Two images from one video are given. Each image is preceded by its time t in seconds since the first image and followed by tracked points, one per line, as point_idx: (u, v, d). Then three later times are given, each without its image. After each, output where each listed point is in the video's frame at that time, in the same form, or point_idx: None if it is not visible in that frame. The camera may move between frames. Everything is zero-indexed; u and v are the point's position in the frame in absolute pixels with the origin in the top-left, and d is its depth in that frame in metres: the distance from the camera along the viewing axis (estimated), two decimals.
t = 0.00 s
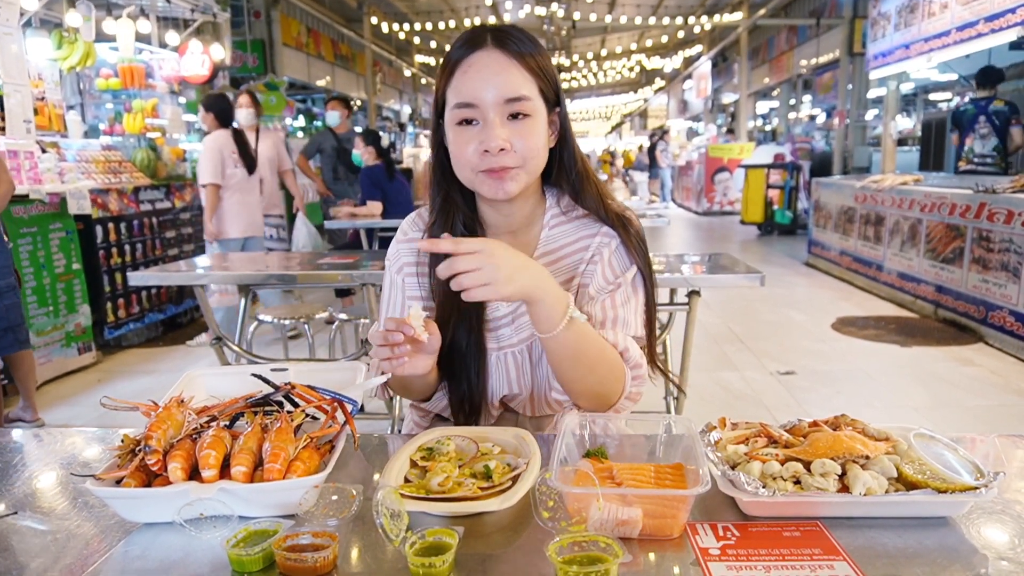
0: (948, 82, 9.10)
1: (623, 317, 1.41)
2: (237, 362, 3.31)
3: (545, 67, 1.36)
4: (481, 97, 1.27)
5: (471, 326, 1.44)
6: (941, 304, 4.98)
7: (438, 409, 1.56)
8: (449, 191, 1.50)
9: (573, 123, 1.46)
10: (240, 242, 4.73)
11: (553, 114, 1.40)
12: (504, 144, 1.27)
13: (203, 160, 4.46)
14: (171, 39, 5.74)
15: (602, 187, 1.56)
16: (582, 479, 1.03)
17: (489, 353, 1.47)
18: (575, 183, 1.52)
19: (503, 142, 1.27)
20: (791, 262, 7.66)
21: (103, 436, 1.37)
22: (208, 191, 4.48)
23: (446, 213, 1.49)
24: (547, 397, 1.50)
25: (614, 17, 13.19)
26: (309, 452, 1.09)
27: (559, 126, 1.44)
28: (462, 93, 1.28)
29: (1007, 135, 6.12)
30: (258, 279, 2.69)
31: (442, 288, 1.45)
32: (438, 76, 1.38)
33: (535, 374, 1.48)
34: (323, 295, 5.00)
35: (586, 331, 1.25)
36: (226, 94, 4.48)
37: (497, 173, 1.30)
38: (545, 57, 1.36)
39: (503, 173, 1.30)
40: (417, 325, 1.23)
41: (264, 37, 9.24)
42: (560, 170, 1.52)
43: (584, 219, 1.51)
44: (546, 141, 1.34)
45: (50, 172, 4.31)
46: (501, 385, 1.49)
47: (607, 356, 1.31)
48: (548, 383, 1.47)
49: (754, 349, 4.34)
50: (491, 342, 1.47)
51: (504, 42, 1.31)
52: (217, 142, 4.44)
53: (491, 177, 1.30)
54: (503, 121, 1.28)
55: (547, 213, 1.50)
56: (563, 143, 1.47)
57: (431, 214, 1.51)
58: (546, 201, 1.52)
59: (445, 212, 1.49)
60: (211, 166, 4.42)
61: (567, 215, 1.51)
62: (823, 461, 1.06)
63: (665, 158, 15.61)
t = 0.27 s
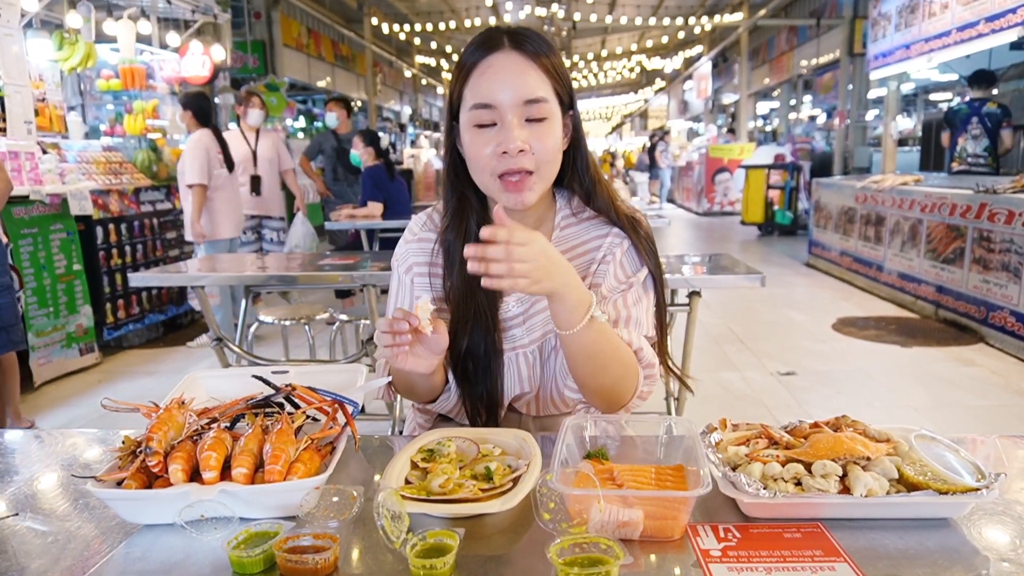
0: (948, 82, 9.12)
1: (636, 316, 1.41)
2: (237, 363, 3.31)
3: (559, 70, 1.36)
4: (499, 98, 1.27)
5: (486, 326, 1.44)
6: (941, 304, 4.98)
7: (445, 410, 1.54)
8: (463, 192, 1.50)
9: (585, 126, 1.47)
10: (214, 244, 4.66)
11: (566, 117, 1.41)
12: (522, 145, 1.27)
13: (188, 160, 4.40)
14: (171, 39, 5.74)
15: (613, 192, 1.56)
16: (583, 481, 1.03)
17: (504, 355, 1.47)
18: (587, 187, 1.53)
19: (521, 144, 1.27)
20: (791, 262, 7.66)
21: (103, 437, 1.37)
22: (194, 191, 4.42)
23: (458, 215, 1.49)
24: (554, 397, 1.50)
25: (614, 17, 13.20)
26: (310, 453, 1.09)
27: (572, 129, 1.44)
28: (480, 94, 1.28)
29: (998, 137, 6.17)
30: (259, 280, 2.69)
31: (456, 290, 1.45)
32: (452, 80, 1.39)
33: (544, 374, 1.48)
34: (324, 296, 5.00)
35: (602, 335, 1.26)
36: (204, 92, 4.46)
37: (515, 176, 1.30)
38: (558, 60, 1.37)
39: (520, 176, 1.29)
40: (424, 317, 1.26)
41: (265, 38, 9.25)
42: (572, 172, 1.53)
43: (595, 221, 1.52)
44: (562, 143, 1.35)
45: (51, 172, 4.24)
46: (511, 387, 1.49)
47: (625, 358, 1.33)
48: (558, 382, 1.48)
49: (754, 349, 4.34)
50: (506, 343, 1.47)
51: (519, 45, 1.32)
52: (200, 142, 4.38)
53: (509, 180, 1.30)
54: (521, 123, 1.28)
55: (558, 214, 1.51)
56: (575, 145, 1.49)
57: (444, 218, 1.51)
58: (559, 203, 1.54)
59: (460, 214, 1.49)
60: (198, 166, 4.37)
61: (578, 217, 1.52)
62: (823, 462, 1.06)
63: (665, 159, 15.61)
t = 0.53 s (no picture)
0: (948, 83, 9.14)
1: (634, 326, 1.41)
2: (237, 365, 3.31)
3: (568, 73, 1.37)
4: (509, 102, 1.28)
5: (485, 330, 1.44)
6: (941, 305, 4.98)
7: (441, 409, 1.55)
8: (465, 192, 1.50)
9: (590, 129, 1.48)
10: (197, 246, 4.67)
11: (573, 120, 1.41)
12: (533, 151, 1.28)
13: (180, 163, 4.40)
14: (171, 41, 5.74)
15: (616, 197, 1.57)
16: (583, 482, 1.02)
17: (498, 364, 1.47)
18: (590, 191, 1.54)
19: (532, 150, 1.28)
20: (791, 263, 7.66)
21: (103, 438, 1.37)
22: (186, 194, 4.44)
23: (462, 215, 1.49)
24: (551, 403, 1.50)
25: (614, 19, 13.22)
26: (310, 455, 1.09)
27: (577, 132, 1.45)
28: (491, 98, 1.28)
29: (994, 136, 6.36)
30: (258, 281, 2.69)
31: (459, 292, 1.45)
32: (460, 78, 1.38)
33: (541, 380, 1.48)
34: (324, 297, 5.00)
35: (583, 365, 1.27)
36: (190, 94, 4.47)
37: (523, 180, 1.31)
38: (567, 62, 1.37)
39: (530, 181, 1.31)
40: (426, 313, 1.26)
41: (265, 40, 9.25)
42: (576, 175, 1.54)
43: (597, 226, 1.52)
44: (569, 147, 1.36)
45: (50, 173, 4.20)
46: (509, 390, 1.49)
47: (618, 379, 1.34)
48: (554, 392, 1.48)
49: (754, 350, 4.34)
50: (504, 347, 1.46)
51: (530, 47, 1.32)
52: (192, 146, 4.39)
53: (518, 185, 1.31)
54: (532, 128, 1.29)
55: (562, 219, 1.51)
56: (580, 148, 1.49)
57: (447, 218, 1.51)
58: (562, 206, 1.54)
59: (462, 215, 1.48)
60: (192, 169, 4.39)
61: (581, 222, 1.51)
62: (824, 464, 1.06)
63: (665, 160, 15.61)
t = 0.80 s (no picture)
0: (948, 84, 9.15)
1: (635, 325, 1.41)
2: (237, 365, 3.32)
3: (569, 72, 1.37)
4: (510, 101, 1.28)
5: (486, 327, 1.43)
6: (942, 306, 4.97)
7: (442, 410, 1.55)
8: (467, 190, 1.50)
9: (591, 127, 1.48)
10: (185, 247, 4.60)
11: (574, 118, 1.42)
12: (534, 150, 1.28)
13: (174, 161, 4.39)
14: (172, 42, 5.73)
15: (616, 194, 1.57)
16: (583, 483, 1.02)
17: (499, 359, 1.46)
18: (590, 188, 1.54)
19: (533, 149, 1.28)
20: (791, 264, 7.66)
21: (104, 439, 1.37)
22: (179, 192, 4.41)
23: (463, 214, 1.49)
24: (553, 402, 1.50)
25: (615, 20, 13.22)
26: (310, 456, 1.09)
27: (577, 130, 1.45)
28: (491, 97, 1.28)
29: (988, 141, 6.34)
30: (259, 281, 2.69)
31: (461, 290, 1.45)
32: (460, 78, 1.38)
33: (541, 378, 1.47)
34: (323, 298, 5.00)
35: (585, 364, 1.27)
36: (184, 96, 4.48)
37: (524, 179, 1.31)
38: (568, 60, 1.37)
39: (531, 180, 1.31)
40: (421, 312, 1.25)
41: (265, 40, 9.26)
42: (576, 174, 1.55)
43: (598, 224, 1.52)
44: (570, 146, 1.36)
45: (51, 175, 4.18)
46: (509, 390, 1.48)
47: (619, 377, 1.34)
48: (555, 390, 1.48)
49: (754, 351, 4.34)
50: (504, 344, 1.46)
51: (530, 46, 1.32)
52: (187, 145, 4.39)
53: (519, 184, 1.31)
54: (533, 127, 1.29)
55: (563, 218, 1.51)
56: (581, 147, 1.49)
57: (448, 217, 1.51)
58: (563, 204, 1.54)
59: (463, 214, 1.48)
60: (185, 168, 4.37)
61: (583, 221, 1.51)
62: (824, 465, 1.05)
63: (665, 161, 15.61)
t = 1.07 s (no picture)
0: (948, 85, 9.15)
1: (634, 326, 1.41)
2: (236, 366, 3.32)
3: (568, 73, 1.37)
4: (509, 104, 1.27)
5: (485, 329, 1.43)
6: (941, 307, 4.97)
7: (440, 408, 1.55)
8: (467, 192, 1.50)
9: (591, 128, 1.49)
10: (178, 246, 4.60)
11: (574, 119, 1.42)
12: (532, 153, 1.28)
13: (166, 161, 4.38)
14: (172, 42, 5.73)
15: (617, 195, 1.57)
16: (582, 483, 1.02)
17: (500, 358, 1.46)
18: (590, 188, 1.54)
19: (532, 151, 1.28)
20: (790, 264, 7.67)
21: (103, 440, 1.37)
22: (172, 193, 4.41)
23: (464, 214, 1.49)
24: (551, 402, 1.50)
25: (614, 20, 13.22)
26: (309, 456, 1.09)
27: (578, 130, 1.45)
28: (490, 100, 1.28)
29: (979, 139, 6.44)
30: (258, 282, 2.68)
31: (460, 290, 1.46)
32: (460, 79, 1.38)
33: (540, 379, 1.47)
34: (323, 298, 5.00)
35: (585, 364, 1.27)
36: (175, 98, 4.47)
37: (523, 180, 1.31)
38: (567, 62, 1.37)
39: (530, 182, 1.31)
40: (424, 312, 1.25)
41: (264, 40, 9.26)
42: (576, 174, 1.55)
43: (598, 224, 1.52)
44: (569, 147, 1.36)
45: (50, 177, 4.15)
46: (508, 389, 1.48)
47: (617, 378, 1.34)
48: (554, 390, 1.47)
49: (754, 352, 4.34)
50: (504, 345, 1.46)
51: (529, 48, 1.32)
52: (179, 145, 4.37)
53: (518, 185, 1.31)
54: (531, 129, 1.29)
55: (563, 219, 1.51)
56: (581, 147, 1.50)
57: (447, 217, 1.51)
58: (563, 204, 1.54)
59: (462, 214, 1.49)
60: (177, 168, 4.37)
61: (584, 222, 1.51)
62: (823, 465, 1.05)
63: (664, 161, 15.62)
